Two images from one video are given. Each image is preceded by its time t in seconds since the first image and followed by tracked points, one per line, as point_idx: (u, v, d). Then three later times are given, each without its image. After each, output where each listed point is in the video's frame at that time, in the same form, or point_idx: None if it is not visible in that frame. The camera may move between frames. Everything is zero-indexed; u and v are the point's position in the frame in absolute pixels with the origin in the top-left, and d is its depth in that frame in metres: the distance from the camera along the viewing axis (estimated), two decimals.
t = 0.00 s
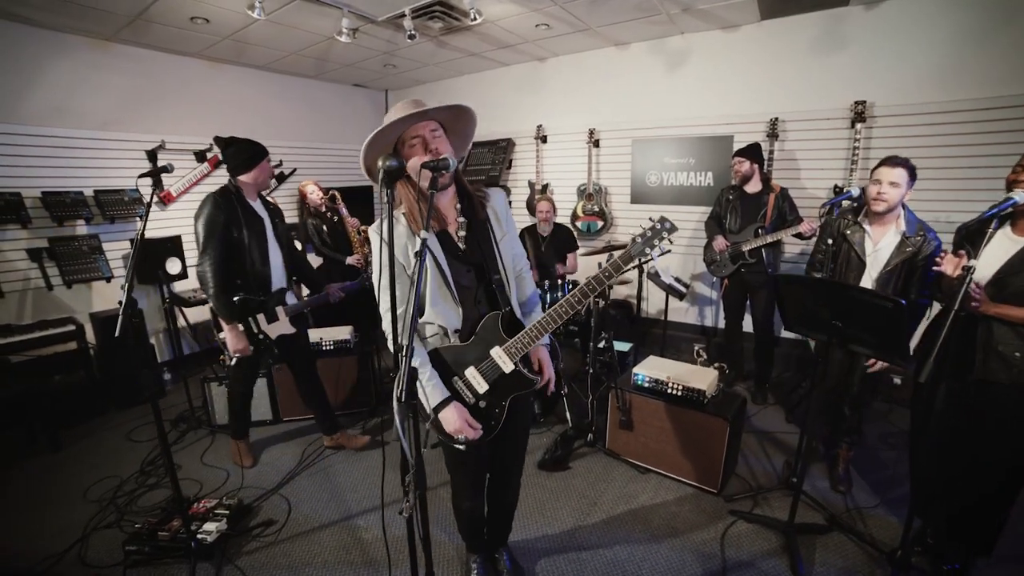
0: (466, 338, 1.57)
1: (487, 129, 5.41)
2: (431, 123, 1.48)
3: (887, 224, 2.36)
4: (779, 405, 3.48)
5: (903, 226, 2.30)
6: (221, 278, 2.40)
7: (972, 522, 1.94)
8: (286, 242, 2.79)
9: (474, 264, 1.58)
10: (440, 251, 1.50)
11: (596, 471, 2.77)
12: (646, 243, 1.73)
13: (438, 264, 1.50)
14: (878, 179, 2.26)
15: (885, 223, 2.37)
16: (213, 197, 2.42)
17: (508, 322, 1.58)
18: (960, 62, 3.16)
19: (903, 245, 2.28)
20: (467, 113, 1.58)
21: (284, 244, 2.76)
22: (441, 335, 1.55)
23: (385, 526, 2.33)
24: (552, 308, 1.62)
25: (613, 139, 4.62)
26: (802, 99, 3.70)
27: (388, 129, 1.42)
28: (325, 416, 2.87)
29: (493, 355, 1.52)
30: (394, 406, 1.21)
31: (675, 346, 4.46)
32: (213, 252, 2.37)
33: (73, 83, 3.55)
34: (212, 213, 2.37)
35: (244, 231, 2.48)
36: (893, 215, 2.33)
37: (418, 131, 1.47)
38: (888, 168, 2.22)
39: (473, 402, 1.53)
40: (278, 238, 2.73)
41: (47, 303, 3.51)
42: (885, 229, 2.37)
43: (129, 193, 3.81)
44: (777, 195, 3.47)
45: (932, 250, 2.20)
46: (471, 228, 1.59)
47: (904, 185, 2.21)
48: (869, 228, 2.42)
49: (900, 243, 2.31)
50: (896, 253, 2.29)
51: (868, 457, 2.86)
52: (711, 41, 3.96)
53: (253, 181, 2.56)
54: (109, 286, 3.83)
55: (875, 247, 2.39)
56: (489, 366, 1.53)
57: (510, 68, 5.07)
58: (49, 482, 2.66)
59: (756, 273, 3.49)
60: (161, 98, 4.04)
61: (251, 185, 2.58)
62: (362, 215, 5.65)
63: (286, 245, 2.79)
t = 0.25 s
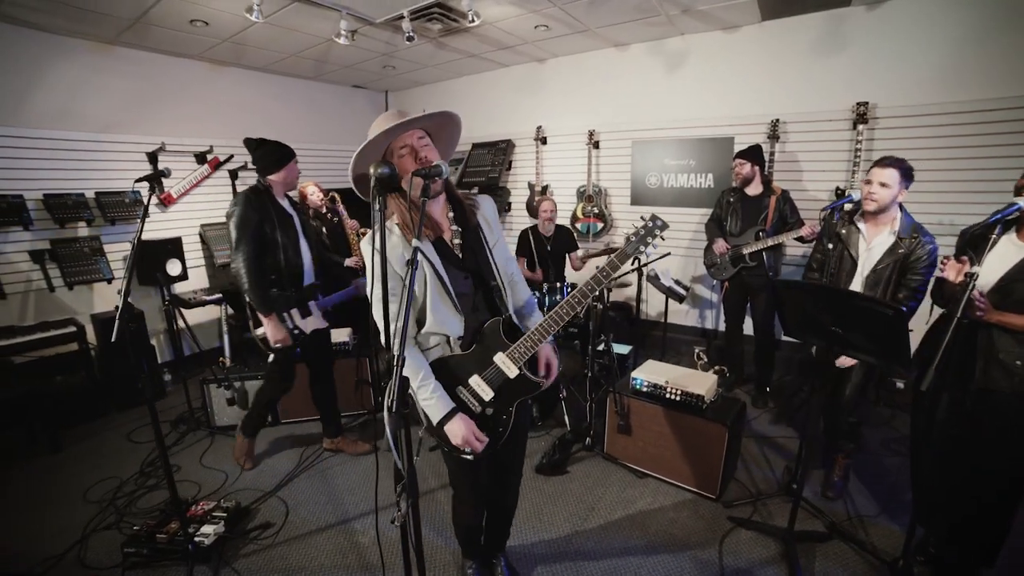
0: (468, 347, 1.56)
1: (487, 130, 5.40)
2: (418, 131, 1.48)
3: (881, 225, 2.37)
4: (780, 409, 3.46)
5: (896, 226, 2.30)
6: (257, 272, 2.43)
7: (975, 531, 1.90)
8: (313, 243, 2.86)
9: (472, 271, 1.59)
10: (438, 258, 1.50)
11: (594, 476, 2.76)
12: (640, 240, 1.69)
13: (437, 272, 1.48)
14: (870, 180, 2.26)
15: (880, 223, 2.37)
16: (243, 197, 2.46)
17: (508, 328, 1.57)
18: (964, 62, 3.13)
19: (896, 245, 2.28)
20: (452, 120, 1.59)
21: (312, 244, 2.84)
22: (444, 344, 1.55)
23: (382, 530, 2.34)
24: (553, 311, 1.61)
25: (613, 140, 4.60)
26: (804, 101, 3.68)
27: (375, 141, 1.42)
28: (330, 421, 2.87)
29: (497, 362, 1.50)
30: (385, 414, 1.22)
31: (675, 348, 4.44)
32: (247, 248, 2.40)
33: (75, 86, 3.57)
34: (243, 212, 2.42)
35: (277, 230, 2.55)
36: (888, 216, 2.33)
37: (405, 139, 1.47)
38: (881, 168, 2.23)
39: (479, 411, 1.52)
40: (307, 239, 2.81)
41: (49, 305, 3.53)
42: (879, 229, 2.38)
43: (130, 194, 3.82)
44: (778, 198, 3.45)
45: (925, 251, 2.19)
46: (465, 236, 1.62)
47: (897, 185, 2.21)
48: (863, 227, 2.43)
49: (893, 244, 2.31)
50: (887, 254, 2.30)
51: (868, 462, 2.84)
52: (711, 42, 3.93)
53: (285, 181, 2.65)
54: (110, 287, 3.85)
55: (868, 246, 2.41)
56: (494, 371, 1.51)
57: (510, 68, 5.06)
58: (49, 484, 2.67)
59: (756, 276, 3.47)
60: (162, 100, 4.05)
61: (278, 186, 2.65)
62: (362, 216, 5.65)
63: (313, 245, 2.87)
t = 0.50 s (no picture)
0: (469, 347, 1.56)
1: (490, 131, 5.39)
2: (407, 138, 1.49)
3: (882, 228, 2.36)
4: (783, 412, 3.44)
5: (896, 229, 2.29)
6: (274, 275, 2.52)
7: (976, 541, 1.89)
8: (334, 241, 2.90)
9: (463, 272, 1.59)
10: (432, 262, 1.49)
11: (594, 480, 2.76)
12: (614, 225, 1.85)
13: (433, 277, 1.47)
14: (871, 181, 2.26)
15: (881, 225, 2.36)
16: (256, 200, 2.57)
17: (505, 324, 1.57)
18: (972, 63, 3.09)
19: (894, 249, 2.28)
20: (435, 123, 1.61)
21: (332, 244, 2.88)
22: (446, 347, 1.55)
23: (381, 533, 2.34)
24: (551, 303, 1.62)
25: (616, 142, 4.58)
26: (809, 103, 3.64)
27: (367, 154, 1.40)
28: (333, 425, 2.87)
29: (500, 358, 1.49)
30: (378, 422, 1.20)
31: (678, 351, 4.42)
32: (266, 253, 2.51)
33: (80, 88, 3.59)
34: (261, 216, 2.51)
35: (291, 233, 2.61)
36: (889, 218, 2.32)
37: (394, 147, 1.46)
38: (884, 169, 2.21)
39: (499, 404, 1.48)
40: (327, 238, 2.87)
41: (54, 307, 3.56)
42: (879, 232, 2.37)
43: (133, 196, 3.84)
44: (782, 201, 3.43)
45: (923, 256, 2.18)
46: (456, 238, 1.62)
47: (899, 187, 2.19)
48: (864, 229, 2.43)
49: (891, 247, 2.31)
50: (884, 257, 2.30)
51: (871, 468, 2.82)
52: (715, 43, 3.91)
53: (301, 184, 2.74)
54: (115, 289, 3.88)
55: (866, 249, 2.41)
56: (499, 370, 1.50)
57: (513, 69, 5.05)
58: (53, 485, 2.70)
59: (759, 279, 3.45)
60: (166, 102, 4.07)
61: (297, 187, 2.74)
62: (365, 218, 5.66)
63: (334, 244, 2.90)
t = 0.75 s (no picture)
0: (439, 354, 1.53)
1: (489, 134, 5.39)
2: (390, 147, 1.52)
3: (878, 230, 2.36)
4: (782, 416, 3.43)
5: (892, 232, 2.29)
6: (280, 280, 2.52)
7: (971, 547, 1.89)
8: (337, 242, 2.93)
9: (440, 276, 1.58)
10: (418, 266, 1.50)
11: (591, 484, 2.75)
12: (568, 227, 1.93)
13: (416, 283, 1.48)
14: (867, 183, 2.26)
15: (877, 227, 2.36)
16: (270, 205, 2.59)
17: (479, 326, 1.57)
18: (972, 67, 3.08)
19: (888, 252, 2.28)
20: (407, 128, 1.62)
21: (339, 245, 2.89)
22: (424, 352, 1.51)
23: (378, 538, 2.33)
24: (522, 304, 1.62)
25: (615, 144, 4.57)
26: (808, 106, 3.63)
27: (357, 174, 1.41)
28: (330, 429, 2.85)
29: (472, 361, 1.49)
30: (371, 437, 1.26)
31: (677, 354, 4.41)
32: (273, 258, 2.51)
33: (79, 90, 3.59)
34: (270, 222, 2.52)
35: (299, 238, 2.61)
36: (885, 221, 2.31)
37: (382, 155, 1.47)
38: (879, 171, 2.21)
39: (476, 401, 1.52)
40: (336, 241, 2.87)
41: (52, 310, 3.56)
42: (875, 235, 2.37)
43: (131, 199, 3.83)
44: (780, 204, 3.42)
45: (917, 260, 2.17)
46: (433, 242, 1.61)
47: (893, 190, 2.19)
48: (860, 231, 2.43)
49: (886, 250, 2.30)
50: (878, 260, 2.30)
51: (869, 473, 2.81)
52: (714, 46, 3.90)
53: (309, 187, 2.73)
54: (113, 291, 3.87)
55: (862, 251, 2.41)
56: (469, 373, 1.49)
57: (513, 72, 5.04)
58: (50, 489, 2.69)
59: (758, 283, 3.44)
60: (164, 104, 4.06)
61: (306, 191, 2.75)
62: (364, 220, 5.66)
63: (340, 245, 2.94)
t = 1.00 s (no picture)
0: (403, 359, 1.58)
1: (486, 135, 5.39)
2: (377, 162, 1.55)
3: (873, 236, 2.36)
4: (778, 419, 3.44)
5: (888, 238, 2.28)
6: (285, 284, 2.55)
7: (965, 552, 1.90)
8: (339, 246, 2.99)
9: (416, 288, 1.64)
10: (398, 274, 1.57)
11: (587, 488, 2.75)
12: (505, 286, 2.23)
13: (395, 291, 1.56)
14: (863, 188, 2.26)
15: (873, 232, 2.35)
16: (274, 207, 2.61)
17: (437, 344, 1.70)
18: (968, 71, 3.08)
19: (885, 257, 2.28)
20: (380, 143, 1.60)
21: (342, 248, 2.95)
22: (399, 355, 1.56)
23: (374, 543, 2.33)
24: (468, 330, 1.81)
25: (613, 146, 4.57)
26: (805, 109, 3.64)
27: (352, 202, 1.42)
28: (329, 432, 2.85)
29: (427, 372, 1.54)
30: (363, 448, 1.30)
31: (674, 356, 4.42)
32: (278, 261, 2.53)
33: (75, 92, 3.58)
34: (276, 228, 2.54)
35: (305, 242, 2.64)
36: (881, 226, 2.31)
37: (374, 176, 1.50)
38: (874, 176, 2.20)
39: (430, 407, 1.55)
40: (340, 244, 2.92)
41: (48, 313, 3.55)
42: (870, 241, 2.37)
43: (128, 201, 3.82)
44: (777, 208, 3.42)
45: (913, 267, 2.18)
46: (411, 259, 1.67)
47: (889, 196, 2.19)
48: (857, 236, 2.42)
49: (882, 255, 2.30)
50: (874, 266, 2.30)
51: (864, 476, 2.82)
52: (712, 49, 3.90)
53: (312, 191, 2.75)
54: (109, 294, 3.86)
55: (858, 257, 2.40)
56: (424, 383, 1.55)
57: (510, 73, 5.04)
58: (46, 494, 2.69)
59: (754, 287, 3.45)
60: (160, 106, 4.05)
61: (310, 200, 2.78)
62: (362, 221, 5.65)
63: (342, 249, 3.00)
